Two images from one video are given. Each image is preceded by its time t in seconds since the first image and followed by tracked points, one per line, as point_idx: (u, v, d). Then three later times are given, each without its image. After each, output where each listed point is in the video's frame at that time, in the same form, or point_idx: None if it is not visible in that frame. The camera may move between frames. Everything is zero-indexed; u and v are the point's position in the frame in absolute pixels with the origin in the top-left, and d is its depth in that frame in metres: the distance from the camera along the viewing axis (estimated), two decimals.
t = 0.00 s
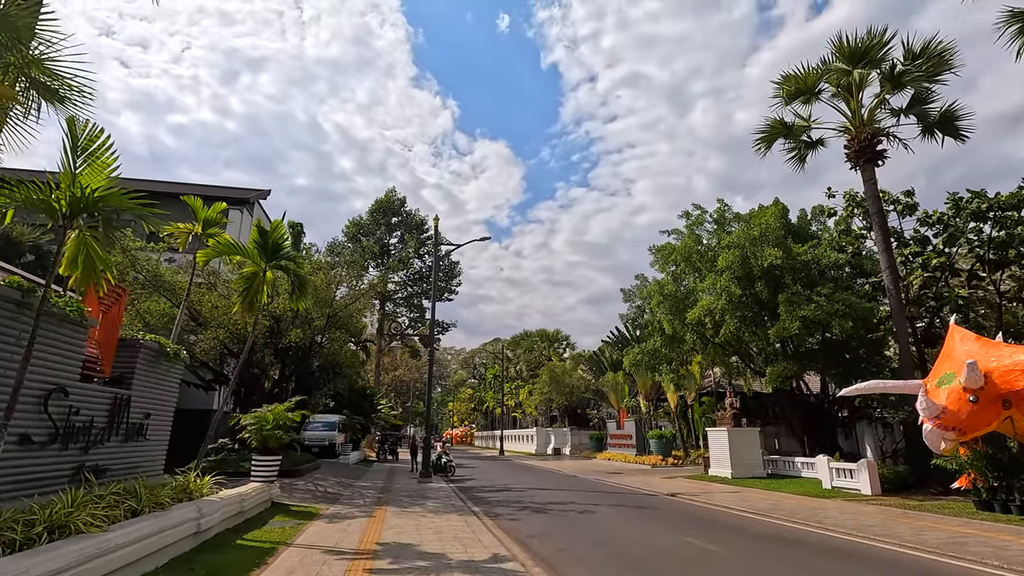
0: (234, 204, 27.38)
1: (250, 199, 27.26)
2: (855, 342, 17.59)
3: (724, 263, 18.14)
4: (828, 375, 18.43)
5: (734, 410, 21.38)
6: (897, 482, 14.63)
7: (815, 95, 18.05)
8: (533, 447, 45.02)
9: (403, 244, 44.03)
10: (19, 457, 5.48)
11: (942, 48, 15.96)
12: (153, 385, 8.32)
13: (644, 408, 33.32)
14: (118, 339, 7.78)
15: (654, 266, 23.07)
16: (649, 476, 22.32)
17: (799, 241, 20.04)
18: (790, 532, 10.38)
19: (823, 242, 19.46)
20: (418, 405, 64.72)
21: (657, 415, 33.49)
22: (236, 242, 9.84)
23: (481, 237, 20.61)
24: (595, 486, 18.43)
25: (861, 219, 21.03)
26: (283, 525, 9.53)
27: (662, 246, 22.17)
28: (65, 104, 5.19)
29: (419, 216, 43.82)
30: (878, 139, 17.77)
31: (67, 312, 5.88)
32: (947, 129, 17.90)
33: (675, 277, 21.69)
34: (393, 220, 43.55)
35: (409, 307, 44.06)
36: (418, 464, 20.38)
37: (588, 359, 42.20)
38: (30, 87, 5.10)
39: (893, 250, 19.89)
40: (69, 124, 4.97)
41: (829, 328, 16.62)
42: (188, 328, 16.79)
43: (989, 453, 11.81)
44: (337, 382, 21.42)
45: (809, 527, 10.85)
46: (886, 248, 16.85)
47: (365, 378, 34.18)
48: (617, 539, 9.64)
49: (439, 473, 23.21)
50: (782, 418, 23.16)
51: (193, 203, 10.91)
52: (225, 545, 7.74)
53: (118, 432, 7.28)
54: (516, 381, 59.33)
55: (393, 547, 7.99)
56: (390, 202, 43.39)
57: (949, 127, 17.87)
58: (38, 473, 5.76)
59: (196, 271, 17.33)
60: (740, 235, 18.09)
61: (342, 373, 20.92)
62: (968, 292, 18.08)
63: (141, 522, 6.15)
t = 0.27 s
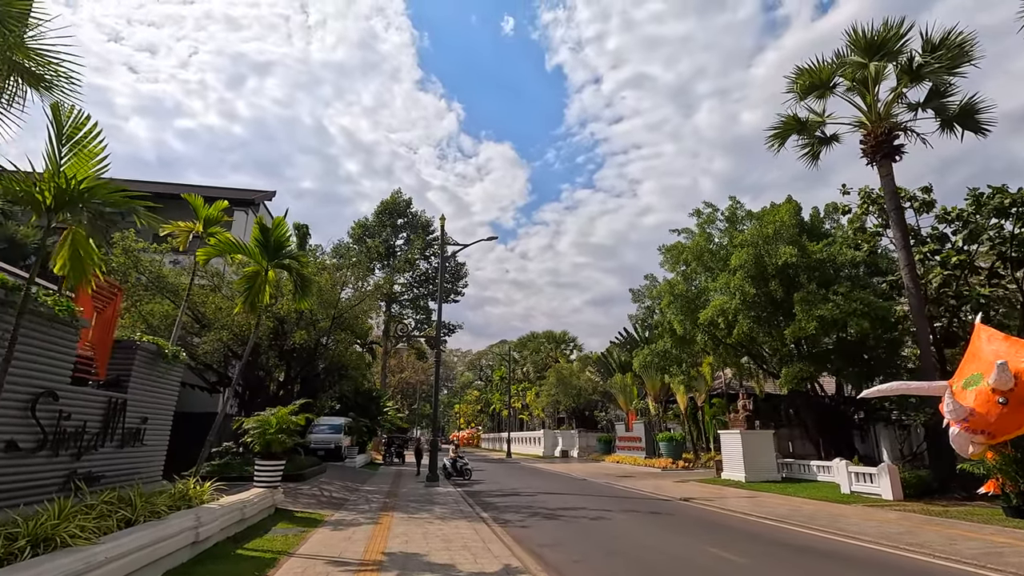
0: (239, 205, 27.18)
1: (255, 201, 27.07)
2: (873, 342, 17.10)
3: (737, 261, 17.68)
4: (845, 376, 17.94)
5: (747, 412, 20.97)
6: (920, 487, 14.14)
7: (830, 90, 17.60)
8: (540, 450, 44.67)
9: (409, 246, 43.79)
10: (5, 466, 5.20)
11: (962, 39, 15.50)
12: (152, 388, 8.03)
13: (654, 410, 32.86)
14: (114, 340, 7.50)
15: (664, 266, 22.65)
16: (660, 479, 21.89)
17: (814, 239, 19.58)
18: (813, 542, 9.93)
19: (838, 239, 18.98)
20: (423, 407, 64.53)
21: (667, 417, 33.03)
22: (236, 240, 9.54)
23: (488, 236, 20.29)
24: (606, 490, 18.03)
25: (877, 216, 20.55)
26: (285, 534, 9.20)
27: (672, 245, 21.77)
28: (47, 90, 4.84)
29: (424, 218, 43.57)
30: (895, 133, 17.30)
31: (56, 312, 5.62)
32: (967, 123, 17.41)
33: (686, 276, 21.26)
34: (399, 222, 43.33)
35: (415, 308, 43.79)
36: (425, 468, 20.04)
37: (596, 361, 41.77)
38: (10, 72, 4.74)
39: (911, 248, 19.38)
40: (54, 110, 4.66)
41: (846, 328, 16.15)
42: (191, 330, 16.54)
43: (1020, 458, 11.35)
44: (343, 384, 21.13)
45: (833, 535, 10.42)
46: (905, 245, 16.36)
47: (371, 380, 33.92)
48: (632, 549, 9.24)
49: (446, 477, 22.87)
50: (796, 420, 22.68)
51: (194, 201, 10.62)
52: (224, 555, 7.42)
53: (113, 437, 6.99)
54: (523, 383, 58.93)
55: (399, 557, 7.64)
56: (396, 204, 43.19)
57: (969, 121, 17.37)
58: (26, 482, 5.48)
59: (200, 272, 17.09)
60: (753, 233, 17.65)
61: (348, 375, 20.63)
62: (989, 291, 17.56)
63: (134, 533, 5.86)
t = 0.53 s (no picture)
0: (247, 202, 27.05)
1: (264, 198, 26.91)
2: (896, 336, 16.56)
3: (754, 253, 17.20)
4: (866, 372, 17.41)
5: (763, 409, 20.48)
6: (948, 486, 13.64)
7: (849, 76, 17.06)
8: (551, 448, 44.32)
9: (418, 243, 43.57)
10: None
11: (989, 22, 14.92)
12: (154, 381, 7.77)
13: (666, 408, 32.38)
14: (114, 332, 7.24)
15: (677, 260, 22.19)
16: (674, 478, 21.46)
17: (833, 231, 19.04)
18: (839, 543, 9.50)
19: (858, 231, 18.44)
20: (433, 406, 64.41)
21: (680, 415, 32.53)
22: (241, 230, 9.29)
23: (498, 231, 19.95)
24: (619, 488, 17.66)
25: (897, 207, 19.95)
26: (292, 532, 8.93)
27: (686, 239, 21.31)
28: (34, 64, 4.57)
29: (433, 215, 43.33)
30: (918, 121, 16.73)
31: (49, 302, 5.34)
32: (993, 109, 16.81)
33: (700, 270, 20.80)
34: (407, 219, 43.12)
35: (424, 306, 43.58)
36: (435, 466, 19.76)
37: (607, 358, 41.34)
38: None
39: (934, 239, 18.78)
40: (40, 84, 4.37)
41: (868, 322, 15.65)
42: (199, 326, 16.35)
43: None
44: (351, 381, 20.90)
45: (860, 536, 9.98)
46: (929, 235, 15.82)
47: (380, 378, 33.72)
48: (650, 550, 8.87)
49: (456, 475, 22.58)
50: (813, 417, 22.12)
51: (198, 191, 10.38)
52: (227, 555, 7.15)
53: (112, 432, 6.73)
54: (533, 380, 58.57)
55: (409, 558, 7.31)
56: (405, 201, 42.96)
57: (995, 107, 16.77)
58: (19, 478, 5.22)
59: (208, 268, 16.91)
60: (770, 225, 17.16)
61: (357, 372, 20.39)
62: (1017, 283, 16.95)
63: (132, 532, 5.59)
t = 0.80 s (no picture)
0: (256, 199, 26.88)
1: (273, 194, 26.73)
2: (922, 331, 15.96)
3: (773, 246, 16.66)
4: (890, 368, 16.83)
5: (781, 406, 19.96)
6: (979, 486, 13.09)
7: (872, 62, 16.44)
8: (562, 445, 43.94)
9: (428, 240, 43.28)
10: None
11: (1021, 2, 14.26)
12: (155, 377, 7.49)
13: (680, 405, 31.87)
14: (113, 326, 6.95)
15: (692, 254, 21.68)
16: (690, 476, 21.01)
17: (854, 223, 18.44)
18: (870, 548, 9.04)
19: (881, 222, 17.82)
20: (443, 403, 64.26)
21: (693, 412, 32.02)
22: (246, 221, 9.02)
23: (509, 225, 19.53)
24: (634, 487, 17.25)
25: (921, 197, 19.29)
26: (299, 533, 8.65)
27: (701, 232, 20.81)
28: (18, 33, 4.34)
29: (443, 211, 43.01)
30: (945, 107, 16.09)
31: (39, 292, 5.07)
32: None
33: (716, 264, 20.27)
34: (417, 215, 42.85)
35: (434, 303, 43.32)
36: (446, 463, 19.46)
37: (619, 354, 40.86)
38: None
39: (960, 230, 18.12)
40: (22, 57, 4.16)
41: (893, 316, 15.09)
42: (207, 322, 16.14)
43: None
44: (361, 378, 20.64)
45: (891, 540, 9.52)
46: (957, 226, 15.20)
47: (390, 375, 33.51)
48: (672, 554, 8.48)
49: (467, 473, 22.29)
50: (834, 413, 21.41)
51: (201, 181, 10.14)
52: (231, 558, 6.86)
53: (110, 430, 6.44)
54: (544, 377, 58.19)
55: (420, 562, 7.01)
56: (414, 198, 42.68)
57: None
58: (9, 480, 4.93)
59: (215, 264, 16.72)
60: (790, 216, 16.62)
61: (367, 369, 20.13)
62: None
63: (129, 536, 5.30)
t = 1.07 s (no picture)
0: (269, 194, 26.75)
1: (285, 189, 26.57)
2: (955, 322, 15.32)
3: (798, 235, 16.08)
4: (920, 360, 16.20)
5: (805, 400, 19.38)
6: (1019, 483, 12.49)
7: (901, 41, 15.76)
8: (577, 441, 43.53)
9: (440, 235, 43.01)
10: None
11: None
12: (162, 370, 7.24)
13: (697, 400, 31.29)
14: (117, 316, 6.71)
15: (711, 245, 21.12)
16: (709, 472, 20.53)
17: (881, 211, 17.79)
18: (910, 548, 8.56)
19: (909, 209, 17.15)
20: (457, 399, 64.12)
21: (711, 407, 31.47)
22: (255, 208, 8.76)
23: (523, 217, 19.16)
24: (653, 484, 16.83)
25: (951, 183, 18.57)
26: (312, 530, 8.38)
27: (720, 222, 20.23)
28: None
29: (455, 206, 42.69)
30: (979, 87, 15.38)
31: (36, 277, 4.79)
32: None
33: (737, 254, 19.72)
34: (429, 211, 42.58)
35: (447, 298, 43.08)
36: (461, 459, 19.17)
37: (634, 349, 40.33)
38: None
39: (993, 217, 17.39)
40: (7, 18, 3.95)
41: (924, 305, 14.47)
42: (219, 317, 15.96)
43: None
44: (374, 373, 20.42)
45: (931, 539, 9.02)
46: (993, 211, 14.52)
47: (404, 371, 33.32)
48: (699, 554, 8.08)
49: (483, 469, 22.01)
50: (860, 410, 20.71)
51: (210, 171, 9.92)
52: (241, 556, 6.60)
53: (115, 424, 6.20)
54: (557, 373, 57.76)
55: (437, 561, 6.69)
56: (427, 193, 42.41)
57: None
58: (5, 475, 4.69)
59: (227, 258, 16.56)
60: (815, 204, 16.02)
61: (380, 364, 19.89)
62: None
63: (131, 534, 5.04)
